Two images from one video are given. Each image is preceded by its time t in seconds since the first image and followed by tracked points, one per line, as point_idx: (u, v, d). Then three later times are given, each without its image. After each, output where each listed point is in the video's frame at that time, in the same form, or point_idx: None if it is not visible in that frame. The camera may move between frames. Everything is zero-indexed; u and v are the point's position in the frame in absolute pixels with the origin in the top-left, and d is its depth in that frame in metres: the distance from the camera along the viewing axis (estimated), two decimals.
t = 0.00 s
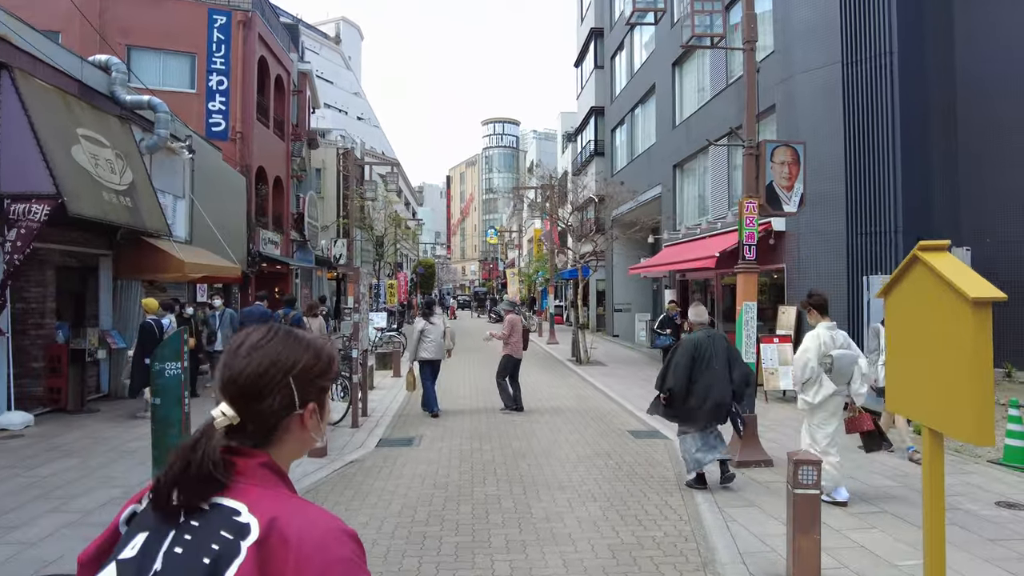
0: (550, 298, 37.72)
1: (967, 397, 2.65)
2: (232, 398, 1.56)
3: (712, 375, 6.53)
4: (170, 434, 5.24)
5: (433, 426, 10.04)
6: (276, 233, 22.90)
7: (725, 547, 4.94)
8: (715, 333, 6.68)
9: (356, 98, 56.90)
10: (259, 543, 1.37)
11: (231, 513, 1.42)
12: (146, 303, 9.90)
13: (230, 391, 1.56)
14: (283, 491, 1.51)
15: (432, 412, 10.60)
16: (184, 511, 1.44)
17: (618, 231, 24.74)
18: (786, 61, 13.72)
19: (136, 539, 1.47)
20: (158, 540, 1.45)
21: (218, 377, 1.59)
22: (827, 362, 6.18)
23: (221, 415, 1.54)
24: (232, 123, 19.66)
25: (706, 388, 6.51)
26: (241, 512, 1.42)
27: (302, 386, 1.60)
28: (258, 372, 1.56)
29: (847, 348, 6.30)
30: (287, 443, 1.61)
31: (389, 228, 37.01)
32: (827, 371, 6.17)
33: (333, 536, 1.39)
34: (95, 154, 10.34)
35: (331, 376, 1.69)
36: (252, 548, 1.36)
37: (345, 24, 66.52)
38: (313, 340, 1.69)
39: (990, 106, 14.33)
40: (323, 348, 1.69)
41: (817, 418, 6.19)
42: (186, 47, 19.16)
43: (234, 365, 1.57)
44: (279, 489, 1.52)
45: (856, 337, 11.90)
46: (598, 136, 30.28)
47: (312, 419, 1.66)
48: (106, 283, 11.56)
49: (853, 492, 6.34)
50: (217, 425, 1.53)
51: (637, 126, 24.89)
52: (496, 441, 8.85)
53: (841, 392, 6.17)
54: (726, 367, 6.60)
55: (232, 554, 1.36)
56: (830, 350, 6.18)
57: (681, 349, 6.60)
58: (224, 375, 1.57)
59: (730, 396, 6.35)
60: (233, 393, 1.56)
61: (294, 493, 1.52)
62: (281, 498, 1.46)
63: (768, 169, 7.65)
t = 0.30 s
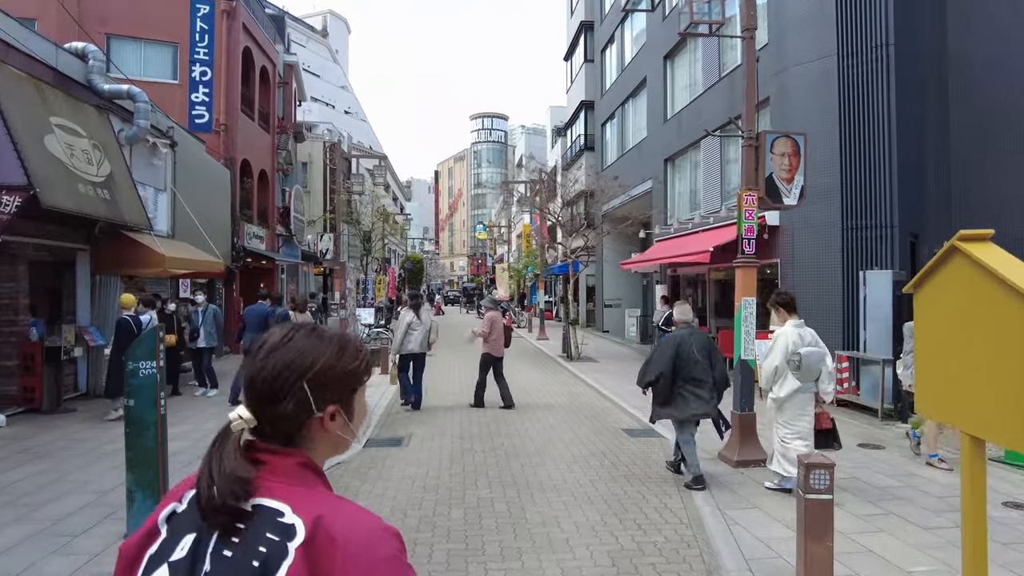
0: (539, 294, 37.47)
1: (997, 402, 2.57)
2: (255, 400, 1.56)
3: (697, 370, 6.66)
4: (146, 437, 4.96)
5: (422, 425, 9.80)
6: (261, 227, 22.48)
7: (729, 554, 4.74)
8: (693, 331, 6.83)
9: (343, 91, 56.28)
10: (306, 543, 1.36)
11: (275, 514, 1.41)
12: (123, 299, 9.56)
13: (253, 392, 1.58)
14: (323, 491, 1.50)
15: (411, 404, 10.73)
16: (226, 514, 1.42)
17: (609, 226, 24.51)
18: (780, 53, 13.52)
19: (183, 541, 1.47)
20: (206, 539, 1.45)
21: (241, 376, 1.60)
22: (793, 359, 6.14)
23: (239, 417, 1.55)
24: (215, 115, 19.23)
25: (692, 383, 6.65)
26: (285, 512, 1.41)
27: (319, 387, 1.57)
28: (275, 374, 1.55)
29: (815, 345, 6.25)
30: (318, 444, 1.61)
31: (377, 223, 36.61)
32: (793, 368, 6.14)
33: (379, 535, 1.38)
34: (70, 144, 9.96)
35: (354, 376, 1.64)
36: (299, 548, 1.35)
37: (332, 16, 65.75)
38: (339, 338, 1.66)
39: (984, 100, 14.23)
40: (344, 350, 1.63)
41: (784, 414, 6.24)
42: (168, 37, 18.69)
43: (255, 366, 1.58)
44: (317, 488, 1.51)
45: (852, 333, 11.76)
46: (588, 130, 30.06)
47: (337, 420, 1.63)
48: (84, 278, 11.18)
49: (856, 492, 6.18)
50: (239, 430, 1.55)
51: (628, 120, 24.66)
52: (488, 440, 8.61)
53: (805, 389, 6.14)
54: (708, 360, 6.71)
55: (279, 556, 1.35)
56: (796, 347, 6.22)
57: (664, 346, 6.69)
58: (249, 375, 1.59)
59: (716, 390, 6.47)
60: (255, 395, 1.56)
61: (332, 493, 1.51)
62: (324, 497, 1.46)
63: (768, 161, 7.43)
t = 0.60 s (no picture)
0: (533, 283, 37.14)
1: None
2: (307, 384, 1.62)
3: (685, 362, 6.66)
4: (122, 437, 4.63)
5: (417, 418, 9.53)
6: (250, 216, 22.04)
7: (743, 558, 4.48)
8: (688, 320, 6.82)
9: (334, 79, 55.56)
10: (330, 542, 1.27)
11: (306, 506, 1.34)
12: (103, 289, 9.22)
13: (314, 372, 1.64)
14: (361, 486, 1.41)
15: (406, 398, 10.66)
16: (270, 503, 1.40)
17: (605, 215, 24.21)
18: (781, 39, 13.21)
19: (238, 522, 1.48)
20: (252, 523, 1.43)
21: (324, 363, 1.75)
22: (773, 347, 6.12)
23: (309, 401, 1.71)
24: (202, 100, 18.76)
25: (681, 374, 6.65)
26: (316, 506, 1.33)
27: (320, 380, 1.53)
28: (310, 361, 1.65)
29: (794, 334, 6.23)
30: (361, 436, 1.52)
31: (369, 212, 36.10)
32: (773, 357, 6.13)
33: (402, 540, 1.26)
34: (48, 127, 9.57)
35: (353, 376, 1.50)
36: (322, 545, 1.27)
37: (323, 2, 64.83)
38: (362, 333, 1.55)
39: (986, 87, 13.98)
40: (366, 343, 1.52)
41: (762, 403, 6.19)
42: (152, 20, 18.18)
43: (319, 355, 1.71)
44: (356, 481, 1.44)
45: (853, 323, 11.57)
46: (583, 118, 29.69)
47: (349, 421, 1.51)
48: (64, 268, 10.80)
49: (869, 489, 5.96)
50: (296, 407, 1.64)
51: (624, 107, 24.31)
52: (484, 435, 8.33)
53: (784, 377, 6.15)
54: (698, 352, 6.72)
55: (302, 550, 1.28)
56: (775, 336, 6.14)
57: (656, 335, 6.71)
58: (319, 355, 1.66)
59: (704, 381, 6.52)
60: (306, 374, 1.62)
61: (371, 488, 1.43)
62: (359, 495, 1.36)
63: (777, 146, 7.13)
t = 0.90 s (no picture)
0: (532, 273, 36.80)
1: None
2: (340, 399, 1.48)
3: (677, 356, 6.66)
4: (96, 439, 4.30)
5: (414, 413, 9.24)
6: (243, 205, 21.64)
7: (762, 567, 4.19)
8: (679, 314, 6.81)
9: (330, 67, 55.18)
10: (386, 547, 1.25)
11: (357, 515, 1.29)
12: (86, 280, 8.88)
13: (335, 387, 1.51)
14: (406, 489, 1.39)
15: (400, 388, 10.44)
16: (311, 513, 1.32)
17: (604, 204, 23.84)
18: (789, 19, 12.79)
19: (262, 536, 1.37)
20: (286, 534, 1.34)
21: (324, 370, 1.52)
22: (753, 339, 6.07)
23: (324, 416, 1.47)
24: (192, 86, 18.31)
25: (675, 369, 6.66)
26: (367, 513, 1.29)
27: (408, 385, 1.45)
28: (357, 370, 1.45)
29: (775, 325, 6.17)
30: (404, 442, 1.49)
31: (365, 201, 35.71)
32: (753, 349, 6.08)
33: (458, 544, 1.26)
34: (28, 111, 9.18)
35: (443, 376, 1.51)
36: (380, 552, 1.24)
37: None
38: (425, 330, 1.53)
39: (998, 71, 13.61)
40: (439, 341, 1.52)
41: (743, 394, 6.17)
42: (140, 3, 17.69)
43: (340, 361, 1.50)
44: (402, 485, 1.41)
45: (862, 314, 11.27)
46: (582, 105, 29.27)
47: (427, 419, 1.51)
48: (47, 258, 10.43)
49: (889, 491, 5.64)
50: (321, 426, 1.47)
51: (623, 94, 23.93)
52: (484, 430, 8.03)
53: (763, 368, 6.11)
54: (690, 345, 6.70)
55: (358, 558, 1.25)
56: (755, 328, 6.08)
57: (646, 332, 6.72)
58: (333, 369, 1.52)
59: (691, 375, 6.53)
60: (339, 391, 1.48)
61: (415, 491, 1.41)
62: (408, 497, 1.34)
63: (791, 129, 6.77)
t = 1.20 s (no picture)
0: (531, 266, 36.37)
1: None
2: (368, 385, 1.61)
3: (664, 343, 6.72)
4: (64, 445, 3.98)
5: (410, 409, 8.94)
6: (237, 196, 21.25)
7: None
8: (664, 302, 6.88)
9: (326, 57, 54.56)
10: (436, 500, 1.53)
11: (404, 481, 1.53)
12: (67, 272, 8.55)
13: (352, 375, 1.63)
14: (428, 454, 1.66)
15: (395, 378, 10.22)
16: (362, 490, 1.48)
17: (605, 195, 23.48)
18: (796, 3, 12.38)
19: (292, 515, 1.51)
20: (320, 512, 1.51)
21: (346, 355, 1.61)
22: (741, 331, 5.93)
23: (366, 403, 1.56)
24: (184, 74, 17.88)
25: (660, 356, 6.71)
26: (412, 478, 1.55)
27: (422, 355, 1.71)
28: (392, 352, 1.61)
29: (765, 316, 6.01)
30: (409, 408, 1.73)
31: (362, 192, 35.26)
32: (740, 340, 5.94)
33: (490, 491, 1.60)
34: (7, 96, 8.82)
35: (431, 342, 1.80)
36: (434, 505, 1.52)
37: None
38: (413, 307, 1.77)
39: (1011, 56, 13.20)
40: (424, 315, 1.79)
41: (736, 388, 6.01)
42: None
43: (368, 347, 1.60)
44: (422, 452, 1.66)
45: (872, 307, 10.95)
46: (582, 95, 28.84)
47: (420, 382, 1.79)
48: (31, 250, 10.10)
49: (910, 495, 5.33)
50: (355, 415, 1.56)
51: (625, 83, 23.49)
52: (482, 428, 7.72)
53: (755, 360, 5.93)
54: (676, 331, 6.77)
55: (416, 515, 1.50)
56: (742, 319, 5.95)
57: (631, 320, 6.76)
58: (348, 357, 1.62)
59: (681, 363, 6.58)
60: (370, 375, 1.60)
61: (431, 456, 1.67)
62: (436, 460, 1.63)
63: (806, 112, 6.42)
